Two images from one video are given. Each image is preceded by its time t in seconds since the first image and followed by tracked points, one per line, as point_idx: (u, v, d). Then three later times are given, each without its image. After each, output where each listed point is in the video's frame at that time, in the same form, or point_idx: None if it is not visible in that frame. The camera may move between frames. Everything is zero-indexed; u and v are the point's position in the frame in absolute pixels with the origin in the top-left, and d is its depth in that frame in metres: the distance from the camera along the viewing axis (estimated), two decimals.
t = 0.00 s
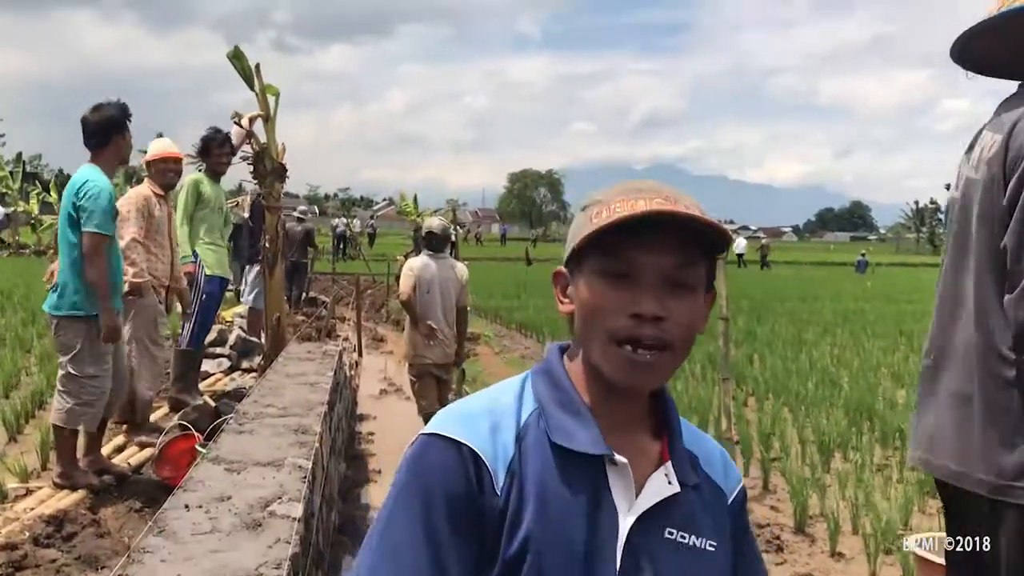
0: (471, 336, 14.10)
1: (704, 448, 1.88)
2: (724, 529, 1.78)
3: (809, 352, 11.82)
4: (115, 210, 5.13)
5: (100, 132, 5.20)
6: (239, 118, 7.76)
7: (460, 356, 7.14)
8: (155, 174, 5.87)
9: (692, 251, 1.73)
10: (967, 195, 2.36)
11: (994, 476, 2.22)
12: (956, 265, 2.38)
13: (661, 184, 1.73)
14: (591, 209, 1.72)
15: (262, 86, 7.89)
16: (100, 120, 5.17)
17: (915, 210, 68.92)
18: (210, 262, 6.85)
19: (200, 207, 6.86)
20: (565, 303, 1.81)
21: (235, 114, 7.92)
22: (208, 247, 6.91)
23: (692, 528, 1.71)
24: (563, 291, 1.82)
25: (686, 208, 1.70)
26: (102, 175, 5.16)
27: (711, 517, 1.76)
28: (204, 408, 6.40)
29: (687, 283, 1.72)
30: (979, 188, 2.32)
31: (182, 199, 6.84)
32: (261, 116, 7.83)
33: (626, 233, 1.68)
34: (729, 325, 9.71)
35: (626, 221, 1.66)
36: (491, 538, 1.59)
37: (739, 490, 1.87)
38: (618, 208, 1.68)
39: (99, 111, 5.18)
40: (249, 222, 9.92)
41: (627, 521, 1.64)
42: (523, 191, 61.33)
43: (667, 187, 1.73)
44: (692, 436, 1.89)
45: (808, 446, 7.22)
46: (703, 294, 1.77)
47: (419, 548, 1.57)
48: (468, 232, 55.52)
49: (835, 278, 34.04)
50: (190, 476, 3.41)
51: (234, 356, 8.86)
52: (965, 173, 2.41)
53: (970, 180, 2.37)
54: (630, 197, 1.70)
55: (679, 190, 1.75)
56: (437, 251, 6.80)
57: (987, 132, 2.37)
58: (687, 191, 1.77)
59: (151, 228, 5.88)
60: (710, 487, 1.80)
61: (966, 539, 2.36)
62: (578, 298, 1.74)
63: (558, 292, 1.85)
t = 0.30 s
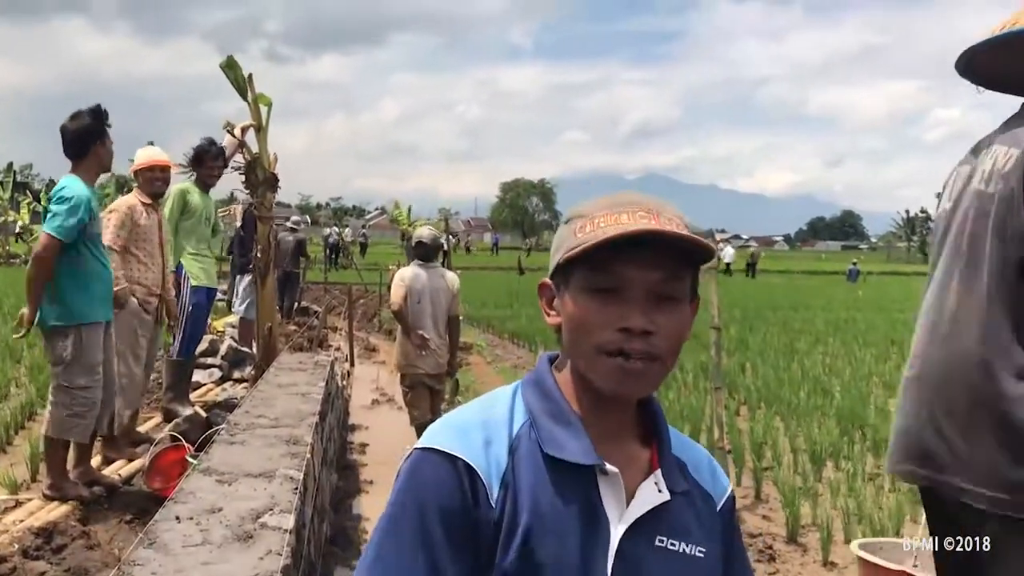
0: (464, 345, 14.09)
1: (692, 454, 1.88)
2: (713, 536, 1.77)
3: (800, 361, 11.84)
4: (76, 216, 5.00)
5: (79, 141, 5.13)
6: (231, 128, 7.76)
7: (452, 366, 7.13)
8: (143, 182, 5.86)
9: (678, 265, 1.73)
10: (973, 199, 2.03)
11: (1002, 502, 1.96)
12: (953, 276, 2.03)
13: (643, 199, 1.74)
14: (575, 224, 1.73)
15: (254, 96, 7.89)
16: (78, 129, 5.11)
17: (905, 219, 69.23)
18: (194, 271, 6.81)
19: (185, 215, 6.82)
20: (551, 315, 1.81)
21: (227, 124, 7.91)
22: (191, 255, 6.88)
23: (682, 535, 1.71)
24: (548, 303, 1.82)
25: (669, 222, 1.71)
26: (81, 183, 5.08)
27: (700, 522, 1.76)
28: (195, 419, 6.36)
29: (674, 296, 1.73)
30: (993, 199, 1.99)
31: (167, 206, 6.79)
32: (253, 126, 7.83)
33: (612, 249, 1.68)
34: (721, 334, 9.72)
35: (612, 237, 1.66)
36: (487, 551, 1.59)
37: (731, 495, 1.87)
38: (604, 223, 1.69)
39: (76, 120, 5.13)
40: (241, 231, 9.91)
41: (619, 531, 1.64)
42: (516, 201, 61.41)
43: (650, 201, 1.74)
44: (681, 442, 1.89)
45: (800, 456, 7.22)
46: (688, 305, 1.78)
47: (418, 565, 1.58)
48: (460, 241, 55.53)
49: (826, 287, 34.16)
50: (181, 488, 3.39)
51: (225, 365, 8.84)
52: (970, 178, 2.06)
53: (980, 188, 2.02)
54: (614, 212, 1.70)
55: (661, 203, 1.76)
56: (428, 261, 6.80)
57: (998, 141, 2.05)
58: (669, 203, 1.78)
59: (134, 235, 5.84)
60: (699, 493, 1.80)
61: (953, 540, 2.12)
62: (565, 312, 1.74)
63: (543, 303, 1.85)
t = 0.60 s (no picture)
0: (454, 348, 14.09)
1: (683, 460, 1.88)
2: (698, 542, 1.77)
3: (790, 363, 11.87)
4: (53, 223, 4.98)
5: (60, 145, 5.10)
6: (220, 131, 7.74)
7: (443, 369, 7.13)
8: (129, 185, 5.84)
9: (672, 275, 1.74)
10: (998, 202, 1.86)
11: None
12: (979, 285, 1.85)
13: (638, 206, 1.75)
14: (569, 230, 1.73)
15: (243, 99, 7.88)
16: (60, 132, 5.08)
17: (894, 222, 69.50)
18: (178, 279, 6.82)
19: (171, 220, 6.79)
20: (543, 319, 1.81)
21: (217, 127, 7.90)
22: (177, 262, 6.85)
23: (666, 540, 1.71)
24: (540, 307, 1.82)
25: (664, 231, 1.71)
26: (61, 188, 5.07)
27: (688, 527, 1.76)
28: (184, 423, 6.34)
29: (666, 305, 1.74)
30: (1017, 203, 1.81)
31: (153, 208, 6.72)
32: (242, 129, 7.82)
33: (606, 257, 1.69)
34: (710, 337, 9.75)
35: (605, 245, 1.67)
36: (461, 559, 1.60)
37: (716, 499, 1.87)
38: (599, 230, 1.69)
39: (56, 124, 5.10)
40: (230, 235, 9.88)
41: (606, 536, 1.63)
42: (506, 204, 61.46)
43: (644, 209, 1.75)
44: (668, 446, 1.89)
45: (790, 458, 7.24)
46: (681, 314, 1.79)
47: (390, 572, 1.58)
48: (450, 245, 55.55)
49: (815, 289, 34.30)
50: (169, 493, 3.38)
51: (214, 369, 8.81)
52: (999, 185, 1.89)
53: (1006, 193, 1.85)
54: (609, 220, 1.71)
55: (654, 211, 1.77)
56: (417, 264, 6.79)
57: None
58: (662, 211, 1.78)
59: (116, 236, 5.81)
60: (688, 499, 1.80)
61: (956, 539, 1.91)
62: (557, 318, 1.75)
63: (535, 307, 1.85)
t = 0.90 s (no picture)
0: (444, 346, 14.08)
1: (669, 456, 1.88)
2: (690, 538, 1.77)
3: (778, 360, 11.92)
4: (46, 225, 4.97)
5: (46, 145, 5.07)
6: (208, 129, 7.71)
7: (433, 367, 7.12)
8: (117, 186, 5.81)
9: (639, 267, 1.75)
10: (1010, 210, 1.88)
11: None
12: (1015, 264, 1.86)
13: (604, 200, 1.76)
14: (535, 227, 1.75)
15: (231, 97, 7.85)
16: (45, 131, 5.05)
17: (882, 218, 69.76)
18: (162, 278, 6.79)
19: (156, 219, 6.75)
20: (517, 319, 1.83)
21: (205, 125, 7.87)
22: (161, 261, 6.83)
23: (651, 539, 1.70)
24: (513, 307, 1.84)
25: (628, 222, 1.73)
26: (50, 187, 5.04)
27: (674, 525, 1.75)
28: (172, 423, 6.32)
29: (634, 297, 1.75)
30: None
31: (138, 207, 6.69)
32: (230, 128, 7.79)
33: (571, 252, 1.71)
34: (699, 334, 9.78)
35: (569, 239, 1.68)
36: (429, 559, 1.62)
37: (710, 494, 1.86)
38: (564, 226, 1.70)
39: (41, 123, 5.06)
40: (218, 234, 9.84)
41: (581, 537, 1.63)
42: (495, 202, 61.42)
43: (610, 202, 1.76)
44: (654, 443, 1.88)
45: (779, 455, 7.27)
46: (651, 306, 1.80)
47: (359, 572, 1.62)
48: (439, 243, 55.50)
49: (803, 285, 34.43)
50: (158, 493, 3.38)
51: (204, 368, 8.79)
52: None
53: None
54: (574, 215, 1.72)
55: (621, 203, 1.78)
56: (406, 262, 6.78)
57: None
58: (629, 204, 1.80)
59: (101, 235, 5.77)
60: (674, 495, 1.80)
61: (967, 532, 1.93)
62: (527, 316, 1.76)
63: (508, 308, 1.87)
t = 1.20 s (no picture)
0: (435, 339, 14.09)
1: (645, 452, 1.89)
2: (661, 535, 1.78)
3: (768, 352, 11.96)
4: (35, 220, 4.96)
5: (36, 140, 5.05)
6: (196, 124, 7.69)
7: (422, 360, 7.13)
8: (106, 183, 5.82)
9: (589, 261, 1.77)
10: None
11: None
12: None
13: (553, 197, 1.79)
14: (483, 230, 1.78)
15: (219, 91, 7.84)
16: (35, 127, 5.04)
17: (871, 210, 69.94)
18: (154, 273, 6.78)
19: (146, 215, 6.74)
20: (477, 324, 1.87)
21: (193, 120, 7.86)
22: (151, 257, 6.82)
23: (617, 536, 1.73)
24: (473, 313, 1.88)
25: (573, 217, 1.75)
26: (40, 182, 5.03)
27: (644, 522, 1.77)
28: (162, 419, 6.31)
29: (586, 293, 1.77)
30: None
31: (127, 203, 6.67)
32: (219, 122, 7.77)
33: (517, 251, 1.74)
34: (689, 327, 9.82)
35: (513, 238, 1.72)
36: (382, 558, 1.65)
37: (687, 491, 1.87)
38: (508, 226, 1.73)
39: (32, 119, 5.05)
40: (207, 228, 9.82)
41: (542, 535, 1.66)
42: (485, 195, 61.34)
43: (559, 199, 1.79)
44: (629, 439, 1.90)
45: (768, 446, 7.31)
46: (605, 301, 1.82)
47: (317, 570, 1.66)
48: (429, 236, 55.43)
49: (793, 277, 34.53)
50: (149, 489, 3.38)
51: (194, 363, 8.78)
52: None
53: None
54: (519, 214, 1.75)
55: (572, 199, 1.80)
56: (397, 256, 6.79)
57: None
58: (581, 199, 1.82)
59: (92, 237, 5.81)
60: (645, 491, 1.81)
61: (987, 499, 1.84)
62: (483, 319, 1.80)
63: (469, 314, 1.91)
